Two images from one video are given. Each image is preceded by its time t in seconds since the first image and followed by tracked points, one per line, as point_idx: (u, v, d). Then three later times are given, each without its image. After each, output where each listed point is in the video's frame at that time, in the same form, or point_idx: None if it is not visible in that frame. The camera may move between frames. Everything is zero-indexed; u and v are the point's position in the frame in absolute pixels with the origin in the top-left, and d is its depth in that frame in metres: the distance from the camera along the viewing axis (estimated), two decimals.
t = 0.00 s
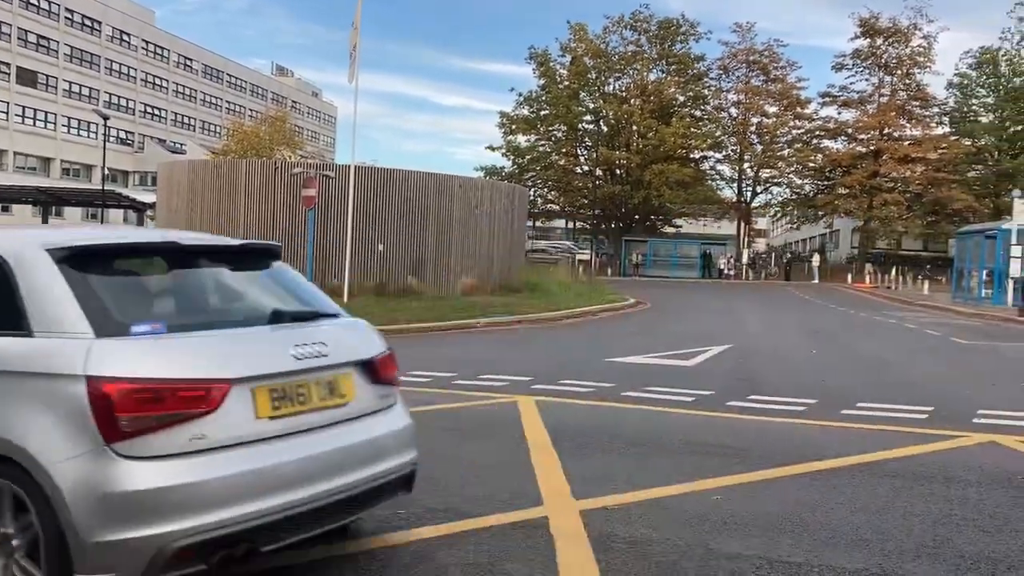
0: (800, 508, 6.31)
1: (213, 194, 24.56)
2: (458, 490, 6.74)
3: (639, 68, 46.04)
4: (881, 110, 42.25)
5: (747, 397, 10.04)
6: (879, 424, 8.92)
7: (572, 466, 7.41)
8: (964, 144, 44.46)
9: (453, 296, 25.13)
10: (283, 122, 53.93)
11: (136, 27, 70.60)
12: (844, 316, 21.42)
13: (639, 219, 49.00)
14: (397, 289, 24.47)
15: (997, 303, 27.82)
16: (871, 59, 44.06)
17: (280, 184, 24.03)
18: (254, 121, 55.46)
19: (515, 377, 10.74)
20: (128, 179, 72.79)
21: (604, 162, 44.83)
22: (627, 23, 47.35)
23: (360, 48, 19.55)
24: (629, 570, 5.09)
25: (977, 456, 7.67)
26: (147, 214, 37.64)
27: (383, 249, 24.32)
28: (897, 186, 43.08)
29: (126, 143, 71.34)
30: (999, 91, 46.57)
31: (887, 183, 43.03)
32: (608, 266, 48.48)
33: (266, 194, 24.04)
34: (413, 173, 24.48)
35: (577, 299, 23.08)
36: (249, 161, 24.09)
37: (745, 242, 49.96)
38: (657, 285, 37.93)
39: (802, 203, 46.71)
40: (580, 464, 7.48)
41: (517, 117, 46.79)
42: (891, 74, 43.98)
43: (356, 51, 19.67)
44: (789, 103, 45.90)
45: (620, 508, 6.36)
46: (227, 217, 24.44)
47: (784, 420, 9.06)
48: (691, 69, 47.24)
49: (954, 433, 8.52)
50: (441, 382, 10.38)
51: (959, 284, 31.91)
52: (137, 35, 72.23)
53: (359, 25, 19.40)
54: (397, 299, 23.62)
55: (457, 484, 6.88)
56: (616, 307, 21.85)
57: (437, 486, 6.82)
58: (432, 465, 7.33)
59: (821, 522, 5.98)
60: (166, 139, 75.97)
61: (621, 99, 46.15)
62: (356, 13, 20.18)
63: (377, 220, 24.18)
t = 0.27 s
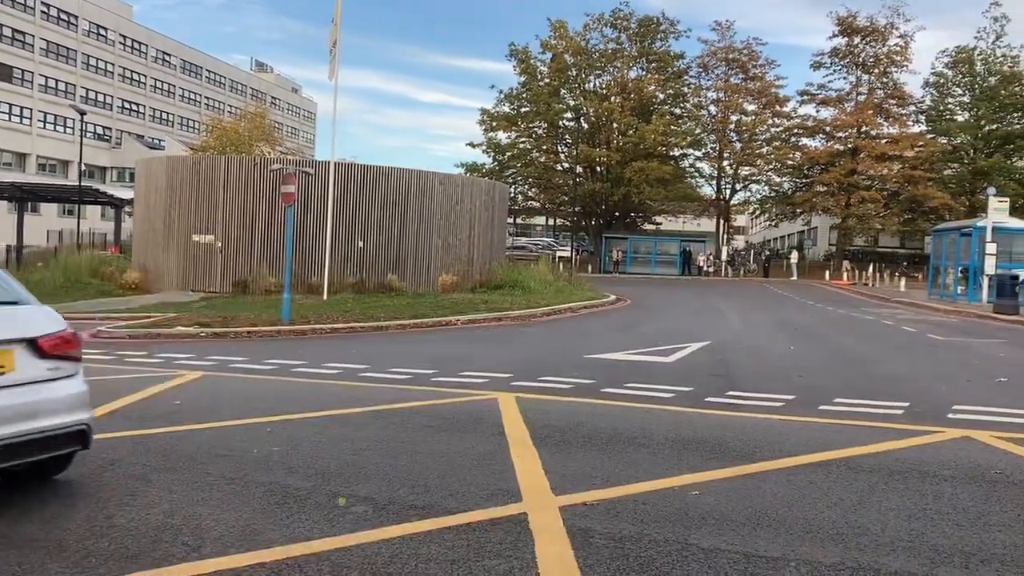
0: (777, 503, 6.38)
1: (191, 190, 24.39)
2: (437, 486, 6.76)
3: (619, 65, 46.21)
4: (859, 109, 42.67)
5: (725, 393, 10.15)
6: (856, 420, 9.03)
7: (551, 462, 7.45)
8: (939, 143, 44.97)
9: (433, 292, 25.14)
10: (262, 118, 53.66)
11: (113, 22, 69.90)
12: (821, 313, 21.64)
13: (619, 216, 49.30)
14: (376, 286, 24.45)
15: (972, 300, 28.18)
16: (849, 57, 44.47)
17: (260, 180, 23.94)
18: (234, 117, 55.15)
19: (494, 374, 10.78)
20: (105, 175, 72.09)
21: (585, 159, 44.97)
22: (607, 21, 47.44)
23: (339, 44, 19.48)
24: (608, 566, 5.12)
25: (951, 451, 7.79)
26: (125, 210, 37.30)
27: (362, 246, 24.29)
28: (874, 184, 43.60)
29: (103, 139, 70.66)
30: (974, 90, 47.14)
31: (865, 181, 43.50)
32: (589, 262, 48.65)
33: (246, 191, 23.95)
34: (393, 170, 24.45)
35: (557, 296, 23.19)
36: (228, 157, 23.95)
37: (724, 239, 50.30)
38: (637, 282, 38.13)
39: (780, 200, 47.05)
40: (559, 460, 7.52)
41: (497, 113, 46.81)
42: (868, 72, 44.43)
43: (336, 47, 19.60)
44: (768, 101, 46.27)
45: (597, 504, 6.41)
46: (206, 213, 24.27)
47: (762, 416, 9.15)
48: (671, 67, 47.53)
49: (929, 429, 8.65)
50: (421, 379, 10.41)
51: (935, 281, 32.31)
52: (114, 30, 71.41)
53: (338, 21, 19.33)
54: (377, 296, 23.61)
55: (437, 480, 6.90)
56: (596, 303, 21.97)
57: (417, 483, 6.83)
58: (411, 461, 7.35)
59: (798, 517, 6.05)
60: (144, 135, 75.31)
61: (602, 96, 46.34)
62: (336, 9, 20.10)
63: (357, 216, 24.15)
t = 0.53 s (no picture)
0: (762, 500, 6.42)
1: (177, 188, 24.27)
2: (422, 484, 6.78)
3: (606, 64, 46.28)
4: (844, 108, 42.92)
5: (712, 391, 10.19)
6: (841, 418, 9.10)
7: (538, 460, 7.48)
8: (923, 143, 45.30)
9: (420, 290, 25.11)
10: (249, 116, 53.42)
11: (97, 18, 69.35)
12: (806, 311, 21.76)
13: (606, 214, 49.46)
14: (363, 284, 24.41)
15: (955, 299, 28.40)
16: (834, 57, 44.73)
17: (246, 178, 23.88)
18: (220, 114, 54.88)
19: (482, 372, 10.79)
20: (89, 172, 71.52)
21: (572, 158, 45.04)
22: (594, 20, 47.50)
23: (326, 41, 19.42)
24: (593, 564, 5.14)
25: (934, 449, 7.86)
26: (110, 207, 37.03)
27: (349, 244, 24.25)
28: (859, 184, 43.92)
29: (88, 136, 70.12)
30: (958, 90, 47.52)
31: (850, 180, 43.76)
32: (575, 260, 48.75)
33: (232, 189, 23.89)
34: (380, 168, 24.42)
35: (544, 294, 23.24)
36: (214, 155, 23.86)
37: (710, 238, 50.51)
38: (624, 280, 38.21)
39: (766, 199, 47.30)
40: (545, 458, 7.55)
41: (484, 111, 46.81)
42: (854, 72, 44.69)
43: (323, 45, 19.55)
44: (754, 101, 46.50)
45: (582, 501, 6.44)
46: (191, 211, 24.15)
47: (748, 414, 9.21)
48: (657, 66, 47.66)
49: (913, 427, 8.72)
50: (408, 377, 10.40)
51: (919, 280, 32.57)
52: (99, 26, 70.89)
53: (325, 19, 19.28)
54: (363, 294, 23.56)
55: (423, 479, 6.91)
56: (583, 302, 22.02)
57: (403, 481, 6.84)
58: (398, 459, 7.35)
59: (782, 514, 6.10)
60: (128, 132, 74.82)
61: (589, 95, 46.44)
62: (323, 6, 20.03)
63: (344, 215, 24.11)
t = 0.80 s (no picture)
0: (751, 500, 6.44)
1: (167, 186, 24.17)
2: (412, 484, 6.75)
3: (597, 64, 46.31)
4: (834, 109, 43.10)
5: (702, 391, 10.22)
6: (830, 417, 9.13)
7: (526, 460, 7.47)
8: (913, 143, 45.48)
9: (411, 289, 25.08)
10: (239, 115, 53.23)
11: (87, 16, 68.98)
12: (796, 311, 21.83)
13: (597, 214, 49.51)
14: (353, 283, 24.37)
15: (945, 299, 28.50)
16: (825, 58, 44.92)
17: (236, 177, 23.80)
18: (210, 113, 54.67)
19: (472, 372, 10.79)
20: (77, 170, 71.10)
21: (563, 157, 45.09)
22: (585, 19, 47.53)
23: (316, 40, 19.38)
24: (585, 563, 5.15)
25: (923, 449, 7.90)
26: (99, 206, 36.86)
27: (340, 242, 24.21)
28: (849, 184, 44.09)
29: (77, 134, 69.78)
30: (947, 91, 47.77)
31: (840, 180, 43.93)
32: (566, 260, 48.79)
33: (223, 188, 23.84)
34: (370, 167, 24.38)
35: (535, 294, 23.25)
36: (204, 153, 23.78)
37: (701, 238, 50.61)
38: (615, 280, 38.24)
39: (756, 199, 47.40)
40: (534, 457, 7.55)
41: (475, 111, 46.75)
42: (844, 73, 44.86)
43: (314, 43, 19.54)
44: (745, 101, 46.60)
45: (573, 501, 6.44)
46: (181, 210, 24.06)
47: (738, 414, 9.23)
48: (648, 66, 47.80)
49: (902, 426, 8.76)
50: (399, 377, 10.38)
51: (909, 280, 32.69)
52: (88, 24, 70.49)
53: (316, 17, 19.25)
54: (354, 293, 23.53)
55: (414, 478, 6.90)
56: (574, 301, 22.05)
57: (393, 481, 6.83)
58: (387, 459, 7.35)
59: (772, 513, 6.12)
60: (118, 131, 74.46)
61: (580, 95, 46.48)
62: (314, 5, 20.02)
63: (334, 213, 24.06)
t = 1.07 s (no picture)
0: (745, 501, 6.46)
1: (160, 186, 24.12)
2: (406, 485, 6.75)
3: (592, 65, 46.37)
4: (828, 111, 43.22)
5: (696, 391, 10.25)
6: (822, 418, 9.17)
7: (521, 461, 7.47)
8: (906, 145, 45.62)
9: (405, 290, 25.07)
10: (233, 115, 53.13)
11: (80, 16, 68.74)
12: (790, 312, 21.89)
13: (591, 215, 49.56)
14: (347, 283, 24.35)
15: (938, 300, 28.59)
16: (819, 60, 45.04)
17: (229, 177, 23.71)
18: (204, 113, 54.56)
19: (466, 373, 10.80)
20: (71, 170, 70.86)
21: (558, 158, 45.15)
22: (580, 20, 47.56)
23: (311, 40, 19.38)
24: (579, 564, 5.16)
25: (915, 449, 7.94)
26: (92, 206, 36.75)
27: (334, 243, 24.17)
28: (843, 186, 44.23)
29: (71, 134, 69.58)
30: (941, 93, 47.93)
31: (834, 182, 44.06)
32: (561, 261, 48.83)
33: (216, 188, 23.75)
34: (365, 167, 24.37)
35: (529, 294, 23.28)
36: (198, 153, 23.71)
37: (695, 239, 50.70)
38: (609, 281, 38.29)
39: (751, 200, 47.49)
40: (528, 458, 7.56)
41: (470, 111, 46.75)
42: (838, 75, 44.98)
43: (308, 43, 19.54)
44: (739, 103, 46.69)
45: (567, 502, 6.45)
46: (175, 210, 24.00)
47: (731, 415, 9.26)
48: (643, 68, 47.86)
49: (895, 427, 8.80)
50: (392, 378, 10.39)
51: (902, 281, 32.79)
52: (81, 23, 70.24)
53: (310, 17, 19.25)
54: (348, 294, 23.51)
55: (407, 479, 6.90)
56: (568, 302, 22.09)
57: (387, 481, 6.83)
58: (381, 459, 7.35)
59: (766, 514, 6.13)
60: (111, 130, 74.24)
61: (575, 96, 46.52)
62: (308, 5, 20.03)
63: (328, 214, 24.02)
